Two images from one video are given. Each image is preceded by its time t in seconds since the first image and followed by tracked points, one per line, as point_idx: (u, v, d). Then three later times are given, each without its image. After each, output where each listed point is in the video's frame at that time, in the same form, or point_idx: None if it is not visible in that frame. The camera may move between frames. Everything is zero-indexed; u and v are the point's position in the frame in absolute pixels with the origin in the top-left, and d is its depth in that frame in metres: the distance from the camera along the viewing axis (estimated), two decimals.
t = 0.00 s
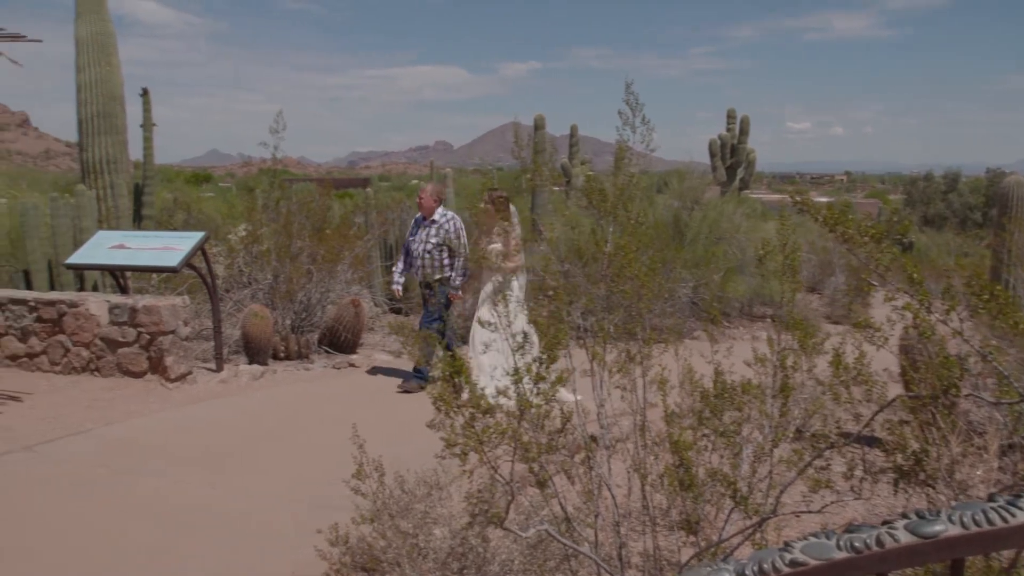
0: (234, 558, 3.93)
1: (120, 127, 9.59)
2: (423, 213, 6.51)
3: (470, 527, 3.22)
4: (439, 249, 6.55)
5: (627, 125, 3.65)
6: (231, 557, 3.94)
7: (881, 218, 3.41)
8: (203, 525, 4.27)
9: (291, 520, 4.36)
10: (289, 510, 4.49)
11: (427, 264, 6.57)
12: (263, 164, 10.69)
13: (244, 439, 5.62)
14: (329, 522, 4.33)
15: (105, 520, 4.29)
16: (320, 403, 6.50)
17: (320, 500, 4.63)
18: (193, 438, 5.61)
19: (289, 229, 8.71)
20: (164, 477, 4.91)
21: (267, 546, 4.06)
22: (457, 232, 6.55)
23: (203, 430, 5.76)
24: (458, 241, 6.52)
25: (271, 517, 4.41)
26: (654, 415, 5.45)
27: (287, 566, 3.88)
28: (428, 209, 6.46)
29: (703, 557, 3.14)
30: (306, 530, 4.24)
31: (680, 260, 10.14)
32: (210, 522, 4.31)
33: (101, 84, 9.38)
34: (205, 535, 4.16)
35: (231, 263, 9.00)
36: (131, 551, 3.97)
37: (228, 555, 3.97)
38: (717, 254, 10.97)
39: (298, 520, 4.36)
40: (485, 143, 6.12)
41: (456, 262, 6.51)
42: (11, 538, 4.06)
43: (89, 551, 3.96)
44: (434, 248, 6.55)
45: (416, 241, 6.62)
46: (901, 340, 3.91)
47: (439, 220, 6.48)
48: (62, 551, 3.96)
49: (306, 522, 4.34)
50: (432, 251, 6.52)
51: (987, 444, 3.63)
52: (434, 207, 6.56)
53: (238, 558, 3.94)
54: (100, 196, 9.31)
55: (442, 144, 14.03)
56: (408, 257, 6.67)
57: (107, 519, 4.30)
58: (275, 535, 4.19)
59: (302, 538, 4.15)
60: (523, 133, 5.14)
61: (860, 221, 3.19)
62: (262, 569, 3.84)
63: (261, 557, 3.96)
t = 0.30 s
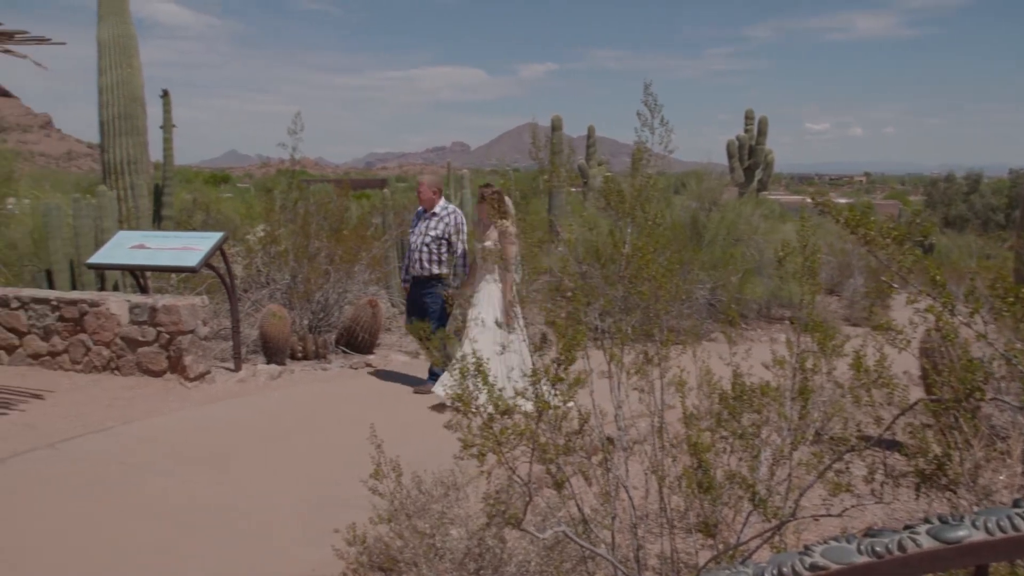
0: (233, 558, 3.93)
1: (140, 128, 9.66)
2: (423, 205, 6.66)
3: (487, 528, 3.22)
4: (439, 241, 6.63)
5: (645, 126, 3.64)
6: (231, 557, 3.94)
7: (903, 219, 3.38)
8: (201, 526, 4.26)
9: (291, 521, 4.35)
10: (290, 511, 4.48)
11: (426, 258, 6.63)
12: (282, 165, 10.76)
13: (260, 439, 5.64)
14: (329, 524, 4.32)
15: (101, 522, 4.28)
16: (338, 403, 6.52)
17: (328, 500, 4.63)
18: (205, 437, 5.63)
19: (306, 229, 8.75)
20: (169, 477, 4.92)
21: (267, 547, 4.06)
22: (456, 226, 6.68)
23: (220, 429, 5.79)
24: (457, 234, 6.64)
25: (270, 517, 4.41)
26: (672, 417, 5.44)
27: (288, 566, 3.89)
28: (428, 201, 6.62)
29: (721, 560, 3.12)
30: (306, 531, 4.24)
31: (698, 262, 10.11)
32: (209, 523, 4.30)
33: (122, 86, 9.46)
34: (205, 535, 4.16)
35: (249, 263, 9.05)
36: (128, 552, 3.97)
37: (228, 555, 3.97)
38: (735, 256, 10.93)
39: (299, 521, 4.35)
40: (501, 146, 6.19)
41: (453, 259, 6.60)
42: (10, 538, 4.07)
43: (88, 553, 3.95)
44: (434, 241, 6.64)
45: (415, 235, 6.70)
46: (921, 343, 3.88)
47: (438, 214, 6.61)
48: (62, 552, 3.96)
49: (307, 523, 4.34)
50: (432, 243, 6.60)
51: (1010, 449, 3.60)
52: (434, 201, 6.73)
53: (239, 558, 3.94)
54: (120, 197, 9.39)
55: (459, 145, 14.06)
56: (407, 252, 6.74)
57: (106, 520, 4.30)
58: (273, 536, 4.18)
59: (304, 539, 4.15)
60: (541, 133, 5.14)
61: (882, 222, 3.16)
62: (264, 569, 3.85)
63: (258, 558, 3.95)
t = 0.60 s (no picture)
0: (236, 558, 3.93)
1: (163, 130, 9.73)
2: (418, 209, 6.36)
3: (507, 529, 3.22)
4: (436, 245, 6.29)
5: (667, 128, 3.63)
6: (232, 558, 3.94)
7: (928, 221, 3.35)
8: (202, 527, 4.25)
9: (293, 521, 4.35)
10: (291, 512, 4.47)
11: (424, 263, 6.30)
12: (302, 166, 10.82)
13: (278, 438, 5.67)
14: (332, 525, 4.31)
15: (102, 522, 4.27)
16: (356, 404, 6.54)
17: (336, 501, 4.63)
18: (218, 437, 5.64)
19: (326, 230, 8.81)
20: (181, 476, 4.93)
21: (269, 547, 4.06)
22: (453, 228, 6.33)
23: (239, 429, 5.82)
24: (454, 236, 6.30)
25: (272, 517, 4.40)
26: (692, 419, 5.42)
27: (289, 567, 3.88)
28: (422, 205, 6.31)
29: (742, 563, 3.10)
30: (308, 532, 4.23)
31: (718, 264, 10.07)
32: (209, 523, 4.29)
33: (146, 88, 9.55)
34: (207, 535, 4.15)
35: (270, 263, 9.11)
36: (128, 552, 3.97)
37: (230, 555, 3.97)
38: (755, 258, 10.87)
39: (299, 523, 4.33)
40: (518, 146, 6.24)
41: (451, 261, 6.31)
42: (8, 538, 4.05)
43: (87, 553, 3.94)
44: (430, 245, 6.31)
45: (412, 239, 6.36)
46: (944, 346, 3.85)
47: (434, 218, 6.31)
48: (62, 552, 3.94)
49: (310, 524, 4.33)
50: (429, 247, 6.27)
51: None
52: (429, 204, 6.40)
53: (240, 558, 3.94)
54: (143, 198, 9.48)
55: (478, 146, 14.08)
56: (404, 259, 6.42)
57: (108, 520, 4.29)
58: (274, 537, 4.17)
59: (307, 540, 4.14)
60: (561, 135, 5.13)
61: (908, 224, 3.14)
62: (266, 570, 3.85)
63: (257, 559, 3.95)
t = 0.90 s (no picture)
0: (243, 558, 3.93)
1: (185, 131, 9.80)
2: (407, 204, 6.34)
3: (526, 529, 3.21)
4: (425, 240, 6.28)
5: (687, 128, 3.62)
6: (240, 557, 3.94)
7: (953, 223, 3.31)
8: (209, 527, 4.25)
9: (301, 521, 4.35)
10: (298, 512, 4.47)
11: (414, 259, 6.28)
12: (321, 167, 10.87)
13: (293, 438, 5.67)
14: (339, 526, 4.31)
15: (107, 521, 4.27)
16: (374, 404, 6.55)
17: (345, 501, 4.63)
18: (231, 436, 5.65)
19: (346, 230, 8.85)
20: (191, 476, 4.92)
21: (277, 547, 4.06)
22: (442, 221, 6.31)
23: (256, 428, 5.84)
24: (443, 230, 6.28)
25: (279, 517, 4.40)
26: (711, 421, 5.39)
27: (295, 567, 3.88)
28: (410, 200, 6.31)
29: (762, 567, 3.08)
30: (315, 532, 4.23)
31: (737, 265, 10.03)
32: (217, 523, 4.29)
33: (168, 89, 9.63)
34: (215, 535, 4.16)
35: (289, 263, 9.16)
36: (134, 551, 3.96)
37: (236, 555, 3.97)
38: (775, 260, 10.81)
39: (307, 522, 4.33)
40: (540, 140, 6.26)
41: (443, 255, 6.26)
42: (10, 537, 4.04)
43: (91, 553, 3.93)
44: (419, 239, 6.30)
45: (401, 236, 6.35)
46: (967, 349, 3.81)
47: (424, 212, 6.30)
48: (66, 552, 3.94)
49: (317, 524, 4.33)
50: (417, 242, 6.27)
51: None
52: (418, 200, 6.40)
53: (245, 558, 3.94)
54: (165, 198, 9.56)
55: (496, 147, 14.09)
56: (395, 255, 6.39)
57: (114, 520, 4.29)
58: (280, 536, 4.17)
59: (314, 540, 4.14)
60: (581, 136, 5.12)
61: (933, 226, 3.11)
62: (272, 569, 3.85)
63: (262, 559, 3.94)
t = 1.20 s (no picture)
0: (246, 558, 3.93)
1: (212, 132, 9.89)
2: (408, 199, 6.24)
3: (550, 531, 3.20)
4: (422, 237, 6.19)
5: (714, 129, 3.61)
6: (243, 557, 3.93)
7: (986, 225, 3.27)
8: (211, 527, 4.24)
9: (302, 521, 4.34)
10: (299, 512, 4.46)
11: (410, 256, 6.20)
12: (346, 168, 10.94)
13: (306, 438, 5.68)
14: (340, 526, 4.30)
15: (109, 521, 4.26)
16: (397, 404, 6.57)
17: (347, 501, 4.63)
18: (248, 435, 5.67)
19: (370, 231, 8.95)
20: (196, 476, 4.92)
21: (278, 548, 4.05)
22: (441, 221, 6.23)
23: (277, 427, 5.87)
24: (442, 230, 6.19)
25: (283, 517, 4.40)
26: (737, 423, 5.36)
27: (299, 567, 3.88)
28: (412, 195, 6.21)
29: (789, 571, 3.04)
30: (318, 533, 4.22)
31: (762, 267, 9.96)
32: (221, 523, 4.29)
33: (195, 91, 9.73)
34: (220, 535, 4.15)
35: (314, 263, 9.21)
36: (135, 552, 3.95)
37: (239, 554, 3.96)
38: (800, 261, 10.72)
39: (309, 523, 4.33)
40: (566, 141, 6.22)
41: (439, 255, 6.15)
42: (11, 538, 4.03)
43: (94, 553, 3.92)
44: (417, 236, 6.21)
45: (400, 232, 6.26)
46: (1000, 353, 3.76)
47: (424, 209, 6.19)
48: (66, 553, 3.91)
49: (318, 524, 4.32)
50: (414, 239, 6.17)
51: None
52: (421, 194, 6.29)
53: (245, 559, 3.93)
54: (191, 198, 9.65)
55: (520, 148, 14.11)
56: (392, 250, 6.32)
57: (118, 520, 4.28)
58: (280, 537, 4.17)
59: (315, 541, 4.14)
60: (605, 136, 5.13)
61: (965, 228, 3.07)
62: (272, 569, 3.84)
63: (263, 559, 3.93)
